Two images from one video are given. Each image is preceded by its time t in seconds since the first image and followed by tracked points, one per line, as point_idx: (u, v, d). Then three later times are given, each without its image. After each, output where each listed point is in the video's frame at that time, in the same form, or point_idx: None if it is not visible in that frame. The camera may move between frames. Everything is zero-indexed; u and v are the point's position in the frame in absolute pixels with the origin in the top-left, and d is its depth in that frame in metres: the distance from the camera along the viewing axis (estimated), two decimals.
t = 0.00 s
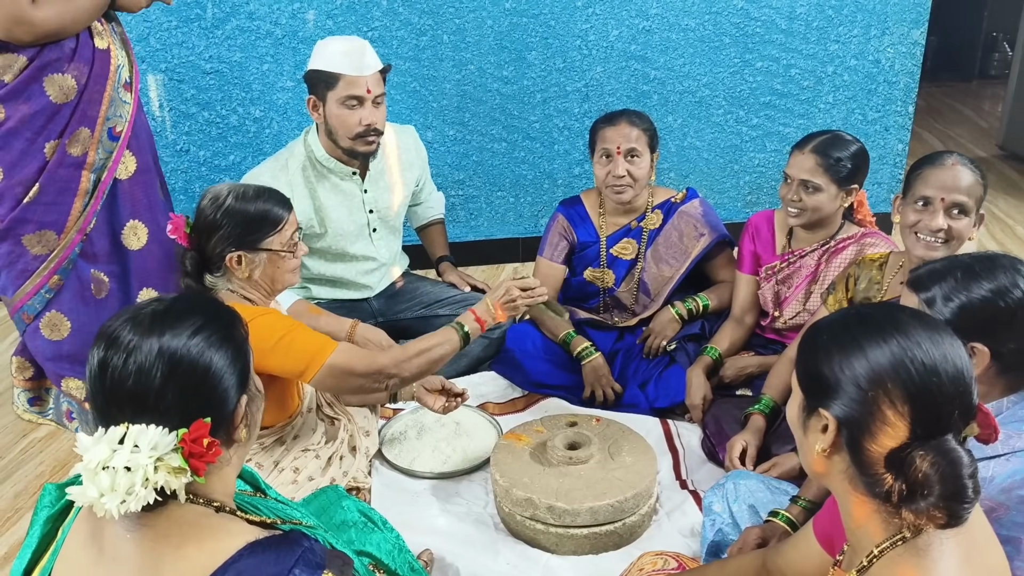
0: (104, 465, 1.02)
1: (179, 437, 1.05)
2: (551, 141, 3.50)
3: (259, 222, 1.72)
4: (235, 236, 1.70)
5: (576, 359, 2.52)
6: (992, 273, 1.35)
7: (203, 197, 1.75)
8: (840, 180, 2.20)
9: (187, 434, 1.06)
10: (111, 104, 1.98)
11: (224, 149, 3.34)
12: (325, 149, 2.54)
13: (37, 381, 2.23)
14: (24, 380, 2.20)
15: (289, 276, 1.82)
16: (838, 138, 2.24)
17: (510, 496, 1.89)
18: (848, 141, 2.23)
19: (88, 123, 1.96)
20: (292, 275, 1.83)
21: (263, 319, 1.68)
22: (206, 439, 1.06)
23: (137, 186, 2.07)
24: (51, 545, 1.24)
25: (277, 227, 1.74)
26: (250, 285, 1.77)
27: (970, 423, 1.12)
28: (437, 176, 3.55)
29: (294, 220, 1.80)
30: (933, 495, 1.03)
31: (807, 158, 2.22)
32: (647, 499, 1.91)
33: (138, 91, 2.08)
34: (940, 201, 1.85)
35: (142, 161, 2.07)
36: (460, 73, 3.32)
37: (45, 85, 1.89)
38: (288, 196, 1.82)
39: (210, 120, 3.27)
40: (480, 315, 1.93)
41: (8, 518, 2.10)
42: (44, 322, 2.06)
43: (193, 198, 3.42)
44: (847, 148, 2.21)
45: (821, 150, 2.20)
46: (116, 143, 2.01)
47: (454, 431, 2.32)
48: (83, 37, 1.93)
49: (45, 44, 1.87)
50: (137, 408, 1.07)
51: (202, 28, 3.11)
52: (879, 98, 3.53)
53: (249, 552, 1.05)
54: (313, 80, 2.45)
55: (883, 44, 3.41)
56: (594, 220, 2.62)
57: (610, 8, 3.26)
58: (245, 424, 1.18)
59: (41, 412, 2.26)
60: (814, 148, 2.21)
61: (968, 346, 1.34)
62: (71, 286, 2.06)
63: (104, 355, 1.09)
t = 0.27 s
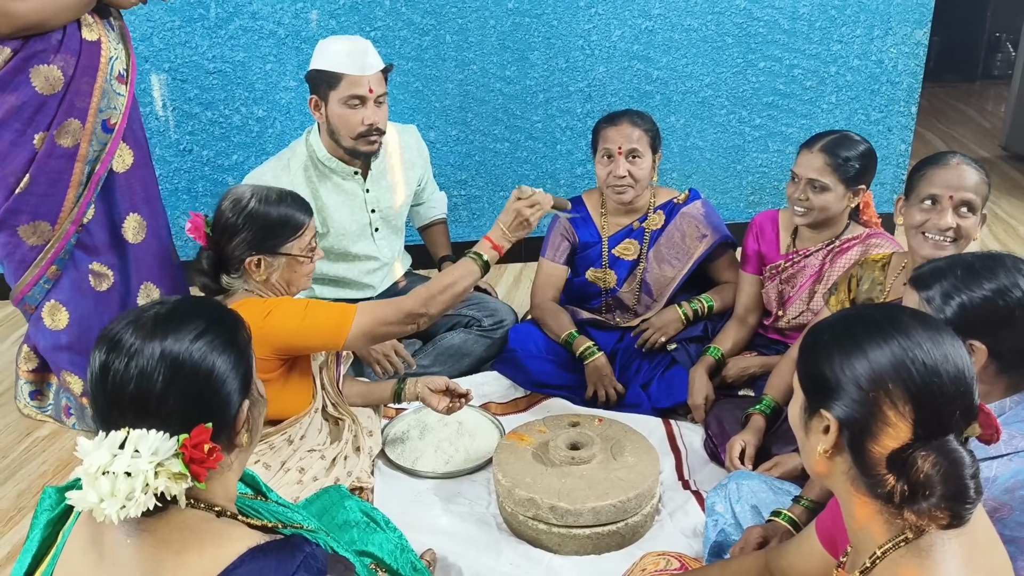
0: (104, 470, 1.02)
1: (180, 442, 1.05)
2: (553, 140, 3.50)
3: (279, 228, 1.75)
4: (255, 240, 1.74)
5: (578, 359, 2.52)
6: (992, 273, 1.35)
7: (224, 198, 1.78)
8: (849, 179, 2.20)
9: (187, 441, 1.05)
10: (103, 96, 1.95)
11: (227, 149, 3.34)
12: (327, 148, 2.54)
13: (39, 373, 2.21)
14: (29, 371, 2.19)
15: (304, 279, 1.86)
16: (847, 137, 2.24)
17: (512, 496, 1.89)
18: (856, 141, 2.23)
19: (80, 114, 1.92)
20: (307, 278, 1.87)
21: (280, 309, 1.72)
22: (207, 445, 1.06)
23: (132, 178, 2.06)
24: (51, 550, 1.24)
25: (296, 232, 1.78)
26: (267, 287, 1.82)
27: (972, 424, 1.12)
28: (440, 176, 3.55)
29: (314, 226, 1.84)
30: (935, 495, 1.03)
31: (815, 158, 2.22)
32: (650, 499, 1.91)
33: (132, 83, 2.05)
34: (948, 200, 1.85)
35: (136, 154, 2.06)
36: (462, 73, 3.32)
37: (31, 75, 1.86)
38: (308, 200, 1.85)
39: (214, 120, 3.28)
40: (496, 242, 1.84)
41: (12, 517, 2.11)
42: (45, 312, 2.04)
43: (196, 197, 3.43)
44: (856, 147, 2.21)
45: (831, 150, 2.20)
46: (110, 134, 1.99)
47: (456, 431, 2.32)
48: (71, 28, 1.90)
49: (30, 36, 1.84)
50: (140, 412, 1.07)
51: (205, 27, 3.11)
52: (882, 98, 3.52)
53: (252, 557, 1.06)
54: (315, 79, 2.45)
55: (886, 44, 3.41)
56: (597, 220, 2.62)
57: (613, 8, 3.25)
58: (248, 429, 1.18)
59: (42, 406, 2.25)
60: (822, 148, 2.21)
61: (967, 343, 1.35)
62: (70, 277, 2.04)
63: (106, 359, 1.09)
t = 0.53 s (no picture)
0: (111, 483, 1.01)
1: (188, 454, 1.05)
2: (555, 141, 3.50)
3: (295, 230, 1.78)
4: (271, 242, 1.76)
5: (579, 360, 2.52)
6: (994, 273, 1.35)
7: (240, 199, 1.80)
8: (856, 175, 2.20)
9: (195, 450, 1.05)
10: (79, 97, 2.03)
11: (229, 149, 3.34)
12: (328, 149, 2.54)
13: (36, 366, 2.31)
14: (25, 363, 2.29)
15: (317, 280, 1.89)
16: (852, 134, 2.23)
17: (514, 497, 1.89)
18: (862, 136, 2.23)
19: (52, 114, 2.00)
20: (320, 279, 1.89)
21: (296, 310, 1.74)
22: (216, 455, 1.06)
23: (111, 176, 2.15)
24: (51, 553, 1.25)
25: (312, 234, 1.80)
26: (280, 286, 1.84)
27: (973, 425, 1.12)
28: (441, 177, 3.55)
29: (329, 229, 1.86)
30: (937, 496, 1.03)
31: (823, 155, 2.21)
32: (651, 500, 1.91)
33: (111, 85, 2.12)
34: (951, 197, 1.85)
35: (116, 153, 2.15)
36: (464, 73, 3.32)
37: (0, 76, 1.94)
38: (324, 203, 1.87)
39: (215, 120, 3.28)
40: (515, 269, 1.86)
41: (14, 517, 2.11)
42: (29, 307, 2.18)
43: (198, 197, 3.43)
44: (862, 143, 2.21)
45: (838, 147, 2.20)
46: (86, 135, 2.07)
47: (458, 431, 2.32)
48: (43, 30, 1.96)
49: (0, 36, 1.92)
50: (147, 422, 1.07)
51: (208, 28, 3.11)
52: (884, 99, 3.52)
53: (255, 566, 1.05)
54: (316, 79, 2.45)
55: (888, 45, 3.40)
56: (598, 222, 2.62)
57: (615, 9, 3.26)
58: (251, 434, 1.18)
59: (35, 398, 2.35)
60: (829, 144, 2.21)
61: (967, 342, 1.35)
62: (52, 274, 2.16)
63: (111, 368, 1.08)
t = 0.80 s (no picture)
0: (133, 504, 1.00)
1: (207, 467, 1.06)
2: (556, 142, 3.51)
3: (315, 235, 1.82)
4: (290, 246, 1.80)
5: (578, 361, 2.51)
6: (995, 273, 1.35)
7: (259, 204, 1.83)
8: (869, 166, 2.21)
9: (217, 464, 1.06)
10: (43, 105, 2.19)
11: (230, 150, 3.34)
12: (329, 150, 2.54)
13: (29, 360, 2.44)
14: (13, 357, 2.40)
15: (333, 284, 1.94)
16: (864, 126, 2.25)
17: (515, 497, 1.89)
18: (873, 129, 2.24)
19: (14, 122, 2.16)
20: (336, 283, 1.94)
21: (314, 316, 1.79)
22: (235, 466, 1.08)
23: (73, 184, 2.30)
24: (54, 556, 1.25)
25: (330, 239, 1.85)
26: (298, 290, 1.88)
27: (971, 425, 1.12)
28: (442, 178, 3.55)
29: (345, 234, 1.91)
30: (934, 496, 1.02)
31: (835, 146, 2.23)
32: (653, 501, 1.91)
33: (79, 95, 2.27)
34: (940, 201, 1.85)
35: (81, 162, 2.29)
36: (465, 75, 3.32)
37: None
38: (341, 209, 1.92)
39: (217, 121, 3.28)
40: (535, 301, 2.08)
41: (16, 517, 2.11)
42: None
43: (200, 198, 3.43)
44: (874, 136, 2.22)
45: (852, 138, 2.21)
46: (48, 143, 2.22)
47: (459, 432, 2.32)
48: (7, 38, 2.12)
49: None
50: (166, 437, 1.06)
51: (209, 29, 3.12)
52: (884, 100, 3.53)
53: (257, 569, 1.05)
54: (316, 80, 2.46)
55: (888, 46, 3.41)
56: (599, 224, 2.62)
57: (615, 10, 3.26)
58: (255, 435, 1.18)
59: (22, 390, 2.47)
60: (841, 136, 2.23)
61: (967, 342, 1.35)
62: (9, 280, 2.31)
63: (118, 387, 1.05)
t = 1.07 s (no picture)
0: (143, 515, 1.00)
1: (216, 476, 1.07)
2: (557, 144, 3.51)
3: (325, 241, 1.83)
4: (300, 252, 1.81)
5: (579, 362, 2.52)
6: (995, 276, 1.36)
7: (269, 209, 1.84)
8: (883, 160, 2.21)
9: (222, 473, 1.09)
10: (20, 107, 2.30)
11: (231, 153, 3.35)
12: (330, 153, 2.54)
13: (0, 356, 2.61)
14: None
15: (342, 288, 1.95)
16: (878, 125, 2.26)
17: (516, 500, 1.89)
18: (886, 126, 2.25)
19: None
20: (344, 288, 1.95)
21: (324, 322, 1.80)
22: (243, 473, 1.10)
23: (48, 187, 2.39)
24: (56, 558, 1.24)
25: (340, 245, 1.86)
26: (307, 295, 1.89)
27: (970, 427, 1.12)
28: (443, 180, 3.55)
29: (355, 239, 1.92)
30: (931, 498, 1.02)
31: (853, 143, 2.23)
32: (653, 503, 1.91)
33: (56, 98, 2.36)
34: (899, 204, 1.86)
35: (56, 166, 2.39)
36: (465, 77, 3.33)
37: None
38: (350, 214, 1.93)
39: (218, 124, 3.29)
40: (542, 309, 2.11)
41: (18, 519, 2.11)
42: None
43: (200, 201, 3.44)
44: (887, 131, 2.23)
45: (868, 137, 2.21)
46: (23, 145, 2.32)
47: (460, 434, 2.32)
48: None
49: None
50: (175, 447, 1.06)
51: (210, 32, 3.13)
52: (884, 103, 3.53)
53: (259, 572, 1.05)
54: (317, 83, 2.46)
55: (888, 48, 3.41)
56: (601, 227, 2.63)
57: (616, 13, 3.27)
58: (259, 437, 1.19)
59: None
60: (859, 133, 2.23)
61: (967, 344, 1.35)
62: None
63: (122, 398, 1.04)
